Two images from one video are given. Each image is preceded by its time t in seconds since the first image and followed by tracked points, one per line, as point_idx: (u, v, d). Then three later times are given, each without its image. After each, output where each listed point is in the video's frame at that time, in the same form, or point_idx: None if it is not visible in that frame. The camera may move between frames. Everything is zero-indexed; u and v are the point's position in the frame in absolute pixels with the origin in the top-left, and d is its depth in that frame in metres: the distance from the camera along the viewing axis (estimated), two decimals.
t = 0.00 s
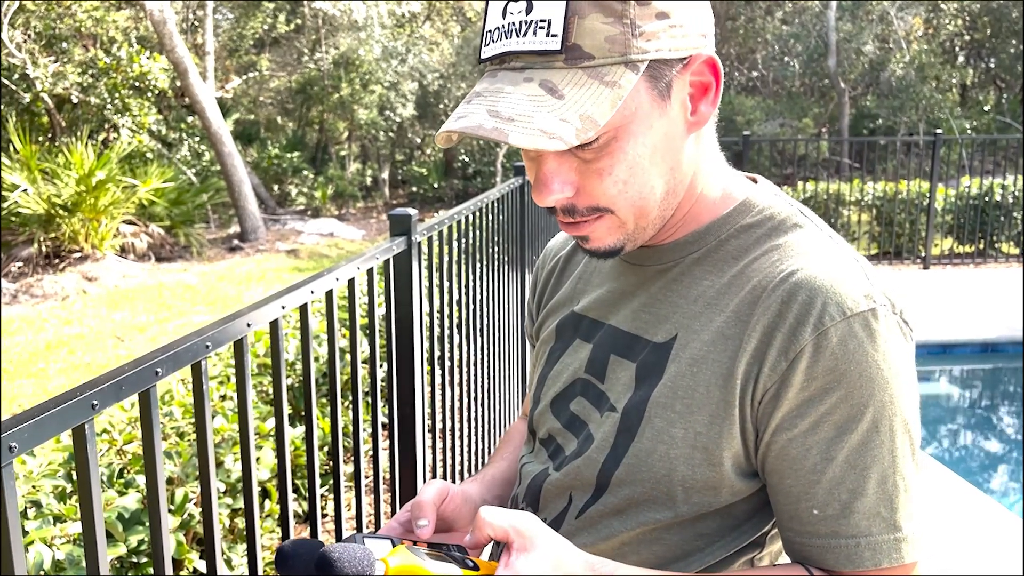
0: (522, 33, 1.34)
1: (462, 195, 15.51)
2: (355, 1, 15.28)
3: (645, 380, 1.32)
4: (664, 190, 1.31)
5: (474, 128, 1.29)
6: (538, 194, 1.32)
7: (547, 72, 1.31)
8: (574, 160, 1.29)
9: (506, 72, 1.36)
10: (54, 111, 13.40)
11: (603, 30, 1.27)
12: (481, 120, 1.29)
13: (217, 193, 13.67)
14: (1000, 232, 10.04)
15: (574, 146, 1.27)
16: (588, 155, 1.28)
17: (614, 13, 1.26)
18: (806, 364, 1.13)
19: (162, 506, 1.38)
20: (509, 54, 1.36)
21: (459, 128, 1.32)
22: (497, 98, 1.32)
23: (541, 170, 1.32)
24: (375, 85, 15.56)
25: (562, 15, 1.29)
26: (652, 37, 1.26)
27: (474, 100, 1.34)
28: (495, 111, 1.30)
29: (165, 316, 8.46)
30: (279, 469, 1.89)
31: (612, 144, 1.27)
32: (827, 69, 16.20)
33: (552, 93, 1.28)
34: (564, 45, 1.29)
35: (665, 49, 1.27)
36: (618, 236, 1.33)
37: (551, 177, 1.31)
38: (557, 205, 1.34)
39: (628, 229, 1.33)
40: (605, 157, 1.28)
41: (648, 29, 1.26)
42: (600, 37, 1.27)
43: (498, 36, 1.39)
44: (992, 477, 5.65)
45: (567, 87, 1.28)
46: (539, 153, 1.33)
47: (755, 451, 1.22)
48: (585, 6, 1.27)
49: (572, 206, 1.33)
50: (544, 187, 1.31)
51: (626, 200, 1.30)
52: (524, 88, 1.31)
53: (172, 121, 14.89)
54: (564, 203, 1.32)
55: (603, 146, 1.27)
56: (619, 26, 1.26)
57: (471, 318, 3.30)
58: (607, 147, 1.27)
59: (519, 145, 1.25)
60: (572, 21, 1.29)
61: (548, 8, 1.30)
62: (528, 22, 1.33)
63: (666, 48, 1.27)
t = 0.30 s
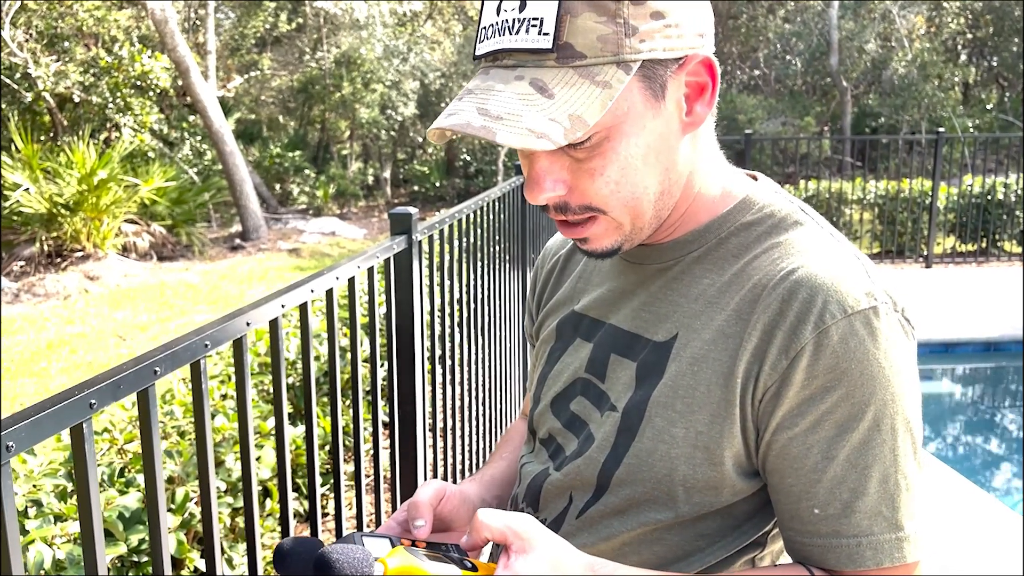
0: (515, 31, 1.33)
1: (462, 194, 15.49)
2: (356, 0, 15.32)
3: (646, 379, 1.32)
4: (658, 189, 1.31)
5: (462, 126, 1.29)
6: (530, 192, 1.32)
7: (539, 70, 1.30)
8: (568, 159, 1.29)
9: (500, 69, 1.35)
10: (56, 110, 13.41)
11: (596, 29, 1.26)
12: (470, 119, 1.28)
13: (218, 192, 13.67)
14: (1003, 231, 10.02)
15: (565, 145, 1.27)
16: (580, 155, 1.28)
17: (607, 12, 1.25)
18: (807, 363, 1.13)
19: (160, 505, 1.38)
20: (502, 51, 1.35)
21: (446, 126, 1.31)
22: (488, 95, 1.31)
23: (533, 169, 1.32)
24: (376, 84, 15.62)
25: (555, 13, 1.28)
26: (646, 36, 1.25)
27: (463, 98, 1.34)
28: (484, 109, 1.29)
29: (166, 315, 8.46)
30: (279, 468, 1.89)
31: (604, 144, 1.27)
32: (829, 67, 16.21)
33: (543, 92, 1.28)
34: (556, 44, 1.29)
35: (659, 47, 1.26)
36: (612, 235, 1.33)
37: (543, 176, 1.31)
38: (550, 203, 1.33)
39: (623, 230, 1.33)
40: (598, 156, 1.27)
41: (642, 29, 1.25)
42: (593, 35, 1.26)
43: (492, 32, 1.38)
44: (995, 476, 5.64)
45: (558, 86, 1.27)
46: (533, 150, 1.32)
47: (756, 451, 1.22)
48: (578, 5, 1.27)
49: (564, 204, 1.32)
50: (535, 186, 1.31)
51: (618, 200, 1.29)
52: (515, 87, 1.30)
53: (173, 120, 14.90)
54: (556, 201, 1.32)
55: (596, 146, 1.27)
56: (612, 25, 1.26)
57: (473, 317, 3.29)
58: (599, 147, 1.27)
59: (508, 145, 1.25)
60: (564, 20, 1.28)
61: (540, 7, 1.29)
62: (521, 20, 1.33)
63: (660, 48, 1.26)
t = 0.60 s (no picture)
0: (474, 51, 1.34)
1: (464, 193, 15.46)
2: None
3: (650, 380, 1.31)
4: (632, 198, 1.30)
5: (420, 146, 1.33)
6: (508, 200, 1.34)
7: (493, 91, 1.32)
8: (538, 168, 1.30)
9: (463, 88, 1.37)
10: (58, 109, 13.40)
11: (545, 49, 1.26)
12: (425, 140, 1.32)
13: (220, 192, 13.66)
14: (1005, 229, 10.01)
15: (533, 155, 1.29)
16: (548, 166, 1.29)
17: (557, 31, 1.25)
18: (813, 364, 1.12)
19: (159, 505, 1.37)
20: (466, 70, 1.37)
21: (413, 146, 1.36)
22: (448, 114, 1.35)
23: (510, 178, 1.34)
24: (378, 83, 15.63)
25: (504, 34, 1.28)
26: (600, 53, 1.24)
27: (431, 116, 1.37)
28: (441, 131, 1.33)
29: (168, 314, 8.47)
30: (279, 467, 1.89)
31: (569, 156, 1.27)
32: (831, 66, 16.26)
33: (493, 114, 1.29)
34: (507, 65, 1.29)
35: (615, 63, 1.24)
36: (594, 239, 1.33)
37: (516, 185, 1.33)
38: (530, 210, 1.35)
39: (603, 236, 1.33)
40: (563, 169, 1.28)
41: (594, 46, 1.24)
42: (542, 55, 1.26)
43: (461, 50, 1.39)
44: (997, 474, 5.65)
45: (508, 107, 1.28)
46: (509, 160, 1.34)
47: (763, 452, 1.22)
48: (528, 24, 1.26)
49: (542, 211, 1.34)
50: (511, 195, 1.33)
51: (589, 210, 1.30)
52: (470, 107, 1.33)
53: (175, 120, 14.91)
54: (531, 209, 1.34)
55: (562, 157, 1.28)
56: (562, 44, 1.25)
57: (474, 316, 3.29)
58: (565, 158, 1.28)
59: (455, 167, 1.29)
60: (513, 40, 1.28)
61: (493, 28, 1.30)
62: (481, 40, 1.33)
63: (615, 63, 1.24)
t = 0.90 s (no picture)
0: (458, 76, 1.36)
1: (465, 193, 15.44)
2: None
3: (653, 376, 1.31)
4: (625, 206, 1.31)
5: (413, 173, 1.38)
6: (509, 212, 1.36)
7: (477, 116, 1.33)
8: (531, 181, 1.32)
9: (449, 113, 1.38)
10: (60, 110, 13.44)
11: (521, 71, 1.27)
12: (418, 166, 1.37)
13: (222, 191, 13.67)
14: (1007, 228, 9.99)
15: (524, 169, 1.31)
16: (540, 178, 1.31)
17: (531, 53, 1.26)
18: (821, 361, 1.12)
19: (160, 504, 1.37)
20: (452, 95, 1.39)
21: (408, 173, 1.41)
22: (438, 140, 1.37)
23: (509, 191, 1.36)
24: (380, 82, 15.55)
25: (482, 60, 1.29)
26: (574, 70, 1.24)
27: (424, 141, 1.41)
28: (433, 157, 1.36)
29: (170, 313, 8.48)
30: (280, 467, 1.89)
31: (559, 170, 1.29)
32: (833, 65, 16.27)
33: (478, 139, 1.31)
34: (487, 89, 1.31)
35: (591, 77, 1.25)
36: (594, 245, 1.35)
37: (515, 198, 1.35)
38: (531, 219, 1.37)
39: (601, 243, 1.34)
40: (554, 181, 1.30)
41: (569, 64, 1.24)
42: (519, 78, 1.27)
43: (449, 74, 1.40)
44: (1000, 473, 5.65)
45: (491, 130, 1.30)
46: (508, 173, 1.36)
47: (769, 448, 1.22)
48: (502, 49, 1.27)
49: (542, 220, 1.35)
50: (511, 207, 1.36)
51: (584, 219, 1.31)
52: (457, 132, 1.35)
53: (176, 119, 14.92)
54: (530, 221, 1.36)
55: (552, 170, 1.30)
56: (537, 66, 1.26)
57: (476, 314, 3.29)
58: (555, 172, 1.29)
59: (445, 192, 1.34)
60: (490, 65, 1.29)
61: (472, 54, 1.31)
62: (463, 66, 1.34)
63: (591, 78, 1.25)
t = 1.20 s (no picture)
0: (465, 91, 1.36)
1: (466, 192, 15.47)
2: None
3: (656, 371, 1.31)
4: (636, 210, 1.32)
5: (426, 188, 1.39)
6: (521, 219, 1.37)
7: (486, 130, 1.33)
8: (542, 189, 1.32)
9: (459, 125, 1.38)
10: (62, 109, 13.46)
11: (528, 85, 1.27)
12: (430, 182, 1.38)
13: (223, 191, 13.68)
14: (1008, 228, 10.00)
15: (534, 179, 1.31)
16: (551, 187, 1.31)
17: (537, 67, 1.26)
18: (829, 356, 1.14)
19: (161, 503, 1.38)
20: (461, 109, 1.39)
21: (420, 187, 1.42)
22: (449, 154, 1.38)
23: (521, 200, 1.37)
24: (381, 82, 15.57)
25: (488, 76, 1.29)
26: (581, 82, 1.25)
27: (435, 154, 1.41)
28: (445, 172, 1.37)
29: (172, 313, 8.49)
30: (282, 468, 1.89)
31: (569, 177, 1.30)
32: (834, 64, 16.27)
33: (488, 152, 1.32)
34: (495, 104, 1.31)
35: (597, 89, 1.25)
36: (605, 248, 1.36)
37: (528, 207, 1.36)
38: (543, 225, 1.37)
39: (613, 247, 1.35)
40: (564, 189, 1.30)
41: (575, 76, 1.25)
42: (526, 92, 1.27)
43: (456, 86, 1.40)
44: (1001, 473, 5.65)
45: (501, 144, 1.31)
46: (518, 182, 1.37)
47: (774, 443, 1.23)
48: (508, 65, 1.27)
49: (554, 226, 1.36)
50: (524, 214, 1.36)
51: (596, 224, 1.32)
52: (467, 147, 1.35)
53: (177, 119, 14.92)
54: (544, 228, 1.37)
55: (562, 179, 1.30)
56: (543, 79, 1.26)
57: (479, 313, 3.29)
58: (565, 180, 1.30)
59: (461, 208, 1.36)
60: (497, 81, 1.29)
61: (479, 69, 1.31)
62: (469, 81, 1.34)
63: (598, 89, 1.25)
